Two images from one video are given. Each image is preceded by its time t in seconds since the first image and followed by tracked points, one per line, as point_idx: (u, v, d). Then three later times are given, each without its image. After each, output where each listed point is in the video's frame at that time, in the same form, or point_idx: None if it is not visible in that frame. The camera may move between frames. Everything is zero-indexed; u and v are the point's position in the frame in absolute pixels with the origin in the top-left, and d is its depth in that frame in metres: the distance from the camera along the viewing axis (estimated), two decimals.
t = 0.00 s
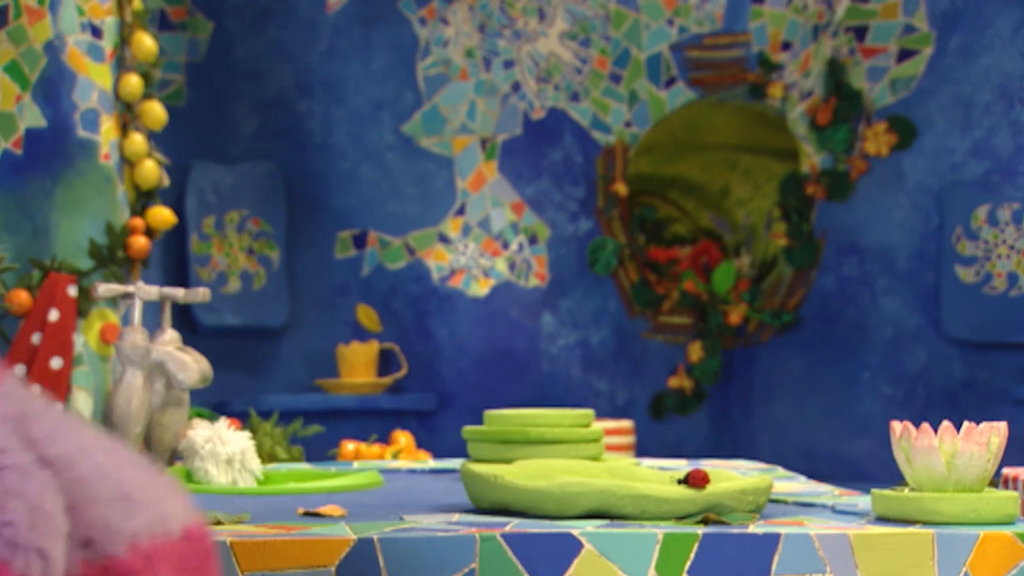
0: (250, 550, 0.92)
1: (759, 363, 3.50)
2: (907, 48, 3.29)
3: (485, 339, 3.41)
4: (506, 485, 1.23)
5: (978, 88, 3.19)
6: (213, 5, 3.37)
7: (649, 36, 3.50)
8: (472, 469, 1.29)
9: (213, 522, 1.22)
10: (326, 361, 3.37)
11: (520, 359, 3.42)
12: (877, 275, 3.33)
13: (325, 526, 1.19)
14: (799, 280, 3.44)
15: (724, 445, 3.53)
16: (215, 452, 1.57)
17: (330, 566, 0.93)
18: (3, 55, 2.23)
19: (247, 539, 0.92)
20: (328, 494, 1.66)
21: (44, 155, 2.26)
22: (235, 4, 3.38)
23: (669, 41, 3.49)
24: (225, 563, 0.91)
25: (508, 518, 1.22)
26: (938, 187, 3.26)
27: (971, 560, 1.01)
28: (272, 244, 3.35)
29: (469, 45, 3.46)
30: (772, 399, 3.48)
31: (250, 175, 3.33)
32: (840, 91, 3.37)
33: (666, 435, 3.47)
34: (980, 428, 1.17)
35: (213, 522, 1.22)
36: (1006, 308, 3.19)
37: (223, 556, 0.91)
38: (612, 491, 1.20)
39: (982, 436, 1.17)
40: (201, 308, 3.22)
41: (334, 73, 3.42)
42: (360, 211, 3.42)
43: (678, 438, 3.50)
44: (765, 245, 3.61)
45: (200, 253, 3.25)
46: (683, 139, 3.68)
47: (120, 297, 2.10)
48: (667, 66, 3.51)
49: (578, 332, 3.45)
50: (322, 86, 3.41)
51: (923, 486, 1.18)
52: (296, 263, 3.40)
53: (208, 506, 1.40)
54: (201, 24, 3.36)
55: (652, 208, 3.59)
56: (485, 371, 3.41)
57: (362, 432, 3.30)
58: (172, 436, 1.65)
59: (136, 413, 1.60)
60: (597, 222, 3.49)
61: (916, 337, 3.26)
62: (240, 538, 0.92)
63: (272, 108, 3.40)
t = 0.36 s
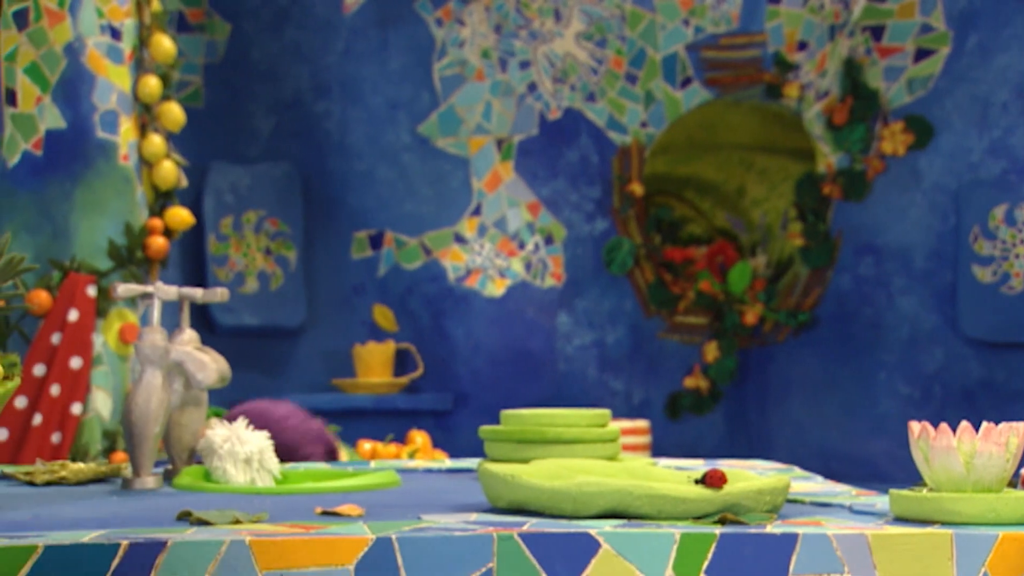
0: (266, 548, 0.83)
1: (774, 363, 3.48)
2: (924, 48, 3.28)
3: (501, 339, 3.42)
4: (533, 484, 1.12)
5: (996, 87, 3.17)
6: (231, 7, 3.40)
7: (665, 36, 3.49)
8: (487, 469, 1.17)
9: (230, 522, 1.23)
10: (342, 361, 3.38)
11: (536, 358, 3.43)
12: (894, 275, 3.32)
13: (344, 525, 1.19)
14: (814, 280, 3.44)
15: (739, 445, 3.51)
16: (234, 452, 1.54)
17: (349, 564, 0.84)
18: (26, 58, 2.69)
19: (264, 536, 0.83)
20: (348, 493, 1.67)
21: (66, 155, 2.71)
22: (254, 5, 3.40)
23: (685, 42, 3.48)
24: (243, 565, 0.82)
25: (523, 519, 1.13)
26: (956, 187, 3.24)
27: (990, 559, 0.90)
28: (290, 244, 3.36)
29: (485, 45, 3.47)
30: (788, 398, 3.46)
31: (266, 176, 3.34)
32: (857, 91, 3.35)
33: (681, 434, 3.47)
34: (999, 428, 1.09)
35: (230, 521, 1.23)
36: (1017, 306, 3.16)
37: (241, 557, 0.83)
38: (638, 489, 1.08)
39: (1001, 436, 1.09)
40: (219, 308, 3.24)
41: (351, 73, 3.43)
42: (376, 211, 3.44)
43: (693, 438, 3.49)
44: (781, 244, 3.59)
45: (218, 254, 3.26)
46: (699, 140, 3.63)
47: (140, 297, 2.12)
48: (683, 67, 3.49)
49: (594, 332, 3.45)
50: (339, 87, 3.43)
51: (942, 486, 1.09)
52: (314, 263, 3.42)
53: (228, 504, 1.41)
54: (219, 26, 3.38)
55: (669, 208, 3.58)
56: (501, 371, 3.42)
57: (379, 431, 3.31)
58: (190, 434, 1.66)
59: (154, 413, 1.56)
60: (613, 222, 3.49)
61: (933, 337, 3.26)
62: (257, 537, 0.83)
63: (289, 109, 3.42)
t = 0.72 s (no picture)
0: (276, 552, 0.76)
1: (794, 364, 3.42)
2: (947, 42, 3.23)
3: (513, 340, 3.36)
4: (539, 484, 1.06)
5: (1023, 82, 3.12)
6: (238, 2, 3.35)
7: (681, 30, 3.42)
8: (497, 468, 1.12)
9: (238, 527, 1.15)
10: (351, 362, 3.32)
11: (549, 360, 3.36)
12: (916, 275, 3.26)
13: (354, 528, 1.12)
14: (834, 280, 3.37)
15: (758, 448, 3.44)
16: (242, 454, 1.46)
17: (360, 570, 0.77)
18: (31, 54, 2.65)
19: (273, 540, 0.76)
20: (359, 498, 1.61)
21: (70, 152, 2.66)
22: None
23: (702, 36, 3.42)
24: (252, 567, 0.75)
25: (540, 523, 1.08)
26: (980, 184, 3.18)
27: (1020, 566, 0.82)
28: (298, 243, 3.31)
29: (497, 41, 3.42)
30: (807, 402, 3.40)
31: (274, 174, 3.30)
32: (878, 85, 3.29)
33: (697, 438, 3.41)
34: None
35: (239, 525, 1.15)
36: None
37: (250, 562, 0.75)
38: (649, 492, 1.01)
39: None
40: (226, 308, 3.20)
41: (360, 69, 3.37)
42: (386, 210, 3.38)
43: (710, 442, 3.43)
44: (800, 243, 3.49)
45: (225, 253, 3.22)
46: (716, 137, 3.54)
47: (145, 297, 2.08)
48: (700, 62, 3.43)
49: (608, 333, 3.39)
50: (348, 83, 3.37)
51: (966, 493, 0.98)
52: (323, 263, 3.38)
53: (234, 509, 1.33)
54: (226, 21, 3.35)
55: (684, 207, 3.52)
56: (514, 373, 3.36)
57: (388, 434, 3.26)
58: (199, 437, 1.58)
59: (161, 414, 1.48)
60: (629, 222, 3.43)
61: (957, 338, 3.19)
62: (266, 542, 0.76)
63: (297, 106, 3.37)
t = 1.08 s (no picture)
0: (284, 559, 0.72)
1: (816, 369, 3.30)
2: (975, 33, 3.13)
3: (526, 341, 3.30)
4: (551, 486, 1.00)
5: None
6: None
7: (699, 22, 3.35)
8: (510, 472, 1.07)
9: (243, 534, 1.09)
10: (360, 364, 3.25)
11: (563, 361, 3.30)
12: (942, 274, 3.16)
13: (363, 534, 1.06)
14: (857, 280, 3.26)
15: (779, 452, 3.31)
16: (248, 458, 1.38)
17: None
18: (32, 49, 2.57)
19: (281, 547, 0.73)
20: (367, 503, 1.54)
21: (72, 148, 2.59)
22: None
23: (720, 28, 3.34)
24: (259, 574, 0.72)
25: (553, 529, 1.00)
26: (1008, 180, 3.10)
27: None
28: (305, 242, 3.23)
29: (510, 33, 3.35)
30: (829, 405, 3.28)
31: (281, 171, 3.23)
32: (903, 79, 3.19)
33: (715, 442, 3.30)
34: None
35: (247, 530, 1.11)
36: None
37: (257, 567, 0.72)
38: (665, 499, 0.95)
39: None
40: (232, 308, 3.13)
41: (370, 63, 3.31)
42: (395, 208, 3.31)
43: (729, 445, 3.31)
44: (822, 242, 3.30)
45: (230, 252, 3.15)
46: (736, 132, 3.36)
47: (149, 297, 2.01)
48: (718, 54, 3.35)
49: (623, 334, 3.32)
50: (357, 77, 3.30)
51: (995, 500, 0.91)
52: (330, 262, 3.29)
53: (241, 513, 1.27)
54: (232, 14, 3.27)
55: (702, 204, 3.35)
56: (527, 373, 3.30)
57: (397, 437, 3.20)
58: (204, 441, 1.48)
59: (166, 417, 1.39)
60: (645, 219, 3.35)
61: (985, 340, 3.11)
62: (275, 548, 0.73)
63: (304, 101, 3.30)
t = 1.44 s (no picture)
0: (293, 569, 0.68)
1: (841, 370, 3.24)
2: (1005, 23, 3.02)
3: (538, 343, 3.20)
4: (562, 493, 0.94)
5: None
6: None
7: (718, 12, 3.25)
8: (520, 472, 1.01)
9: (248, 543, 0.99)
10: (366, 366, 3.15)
11: (577, 364, 3.20)
12: (972, 273, 3.03)
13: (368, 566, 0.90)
14: (882, 279, 3.19)
15: (801, 459, 3.26)
16: (250, 464, 1.28)
17: None
18: (26, 40, 2.48)
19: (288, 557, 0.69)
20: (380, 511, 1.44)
21: (67, 144, 2.50)
22: None
23: (740, 17, 3.24)
24: None
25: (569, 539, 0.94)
26: None
27: None
28: (309, 240, 3.14)
29: (521, 24, 3.25)
30: (855, 408, 3.21)
31: (284, 166, 3.14)
32: (930, 70, 3.09)
33: (734, 447, 3.24)
34: None
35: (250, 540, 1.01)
36: None
37: None
38: (684, 505, 0.91)
39: None
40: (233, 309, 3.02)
41: (375, 55, 3.21)
42: (402, 204, 3.22)
43: (749, 450, 3.26)
44: (846, 240, 3.33)
45: (232, 250, 3.05)
46: (755, 125, 3.41)
47: (148, 297, 1.92)
48: (738, 46, 3.26)
49: (639, 336, 3.23)
50: (362, 69, 3.21)
51: None
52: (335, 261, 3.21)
53: (247, 520, 1.19)
54: (233, 4, 3.20)
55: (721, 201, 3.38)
56: (539, 377, 3.19)
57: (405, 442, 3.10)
58: (206, 446, 1.38)
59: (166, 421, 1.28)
60: (661, 215, 3.27)
61: (1017, 342, 2.95)
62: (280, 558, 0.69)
63: (309, 94, 3.21)
